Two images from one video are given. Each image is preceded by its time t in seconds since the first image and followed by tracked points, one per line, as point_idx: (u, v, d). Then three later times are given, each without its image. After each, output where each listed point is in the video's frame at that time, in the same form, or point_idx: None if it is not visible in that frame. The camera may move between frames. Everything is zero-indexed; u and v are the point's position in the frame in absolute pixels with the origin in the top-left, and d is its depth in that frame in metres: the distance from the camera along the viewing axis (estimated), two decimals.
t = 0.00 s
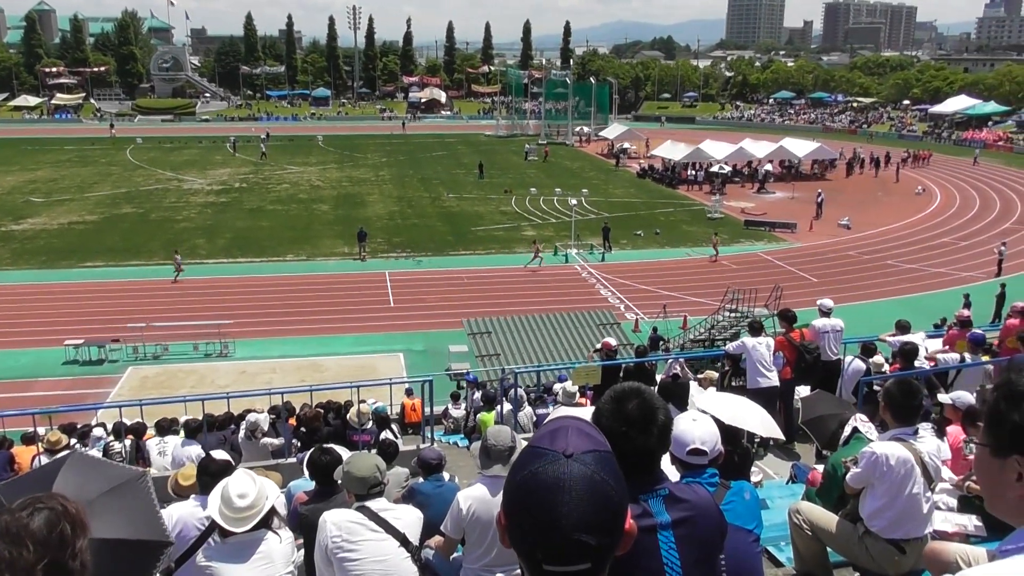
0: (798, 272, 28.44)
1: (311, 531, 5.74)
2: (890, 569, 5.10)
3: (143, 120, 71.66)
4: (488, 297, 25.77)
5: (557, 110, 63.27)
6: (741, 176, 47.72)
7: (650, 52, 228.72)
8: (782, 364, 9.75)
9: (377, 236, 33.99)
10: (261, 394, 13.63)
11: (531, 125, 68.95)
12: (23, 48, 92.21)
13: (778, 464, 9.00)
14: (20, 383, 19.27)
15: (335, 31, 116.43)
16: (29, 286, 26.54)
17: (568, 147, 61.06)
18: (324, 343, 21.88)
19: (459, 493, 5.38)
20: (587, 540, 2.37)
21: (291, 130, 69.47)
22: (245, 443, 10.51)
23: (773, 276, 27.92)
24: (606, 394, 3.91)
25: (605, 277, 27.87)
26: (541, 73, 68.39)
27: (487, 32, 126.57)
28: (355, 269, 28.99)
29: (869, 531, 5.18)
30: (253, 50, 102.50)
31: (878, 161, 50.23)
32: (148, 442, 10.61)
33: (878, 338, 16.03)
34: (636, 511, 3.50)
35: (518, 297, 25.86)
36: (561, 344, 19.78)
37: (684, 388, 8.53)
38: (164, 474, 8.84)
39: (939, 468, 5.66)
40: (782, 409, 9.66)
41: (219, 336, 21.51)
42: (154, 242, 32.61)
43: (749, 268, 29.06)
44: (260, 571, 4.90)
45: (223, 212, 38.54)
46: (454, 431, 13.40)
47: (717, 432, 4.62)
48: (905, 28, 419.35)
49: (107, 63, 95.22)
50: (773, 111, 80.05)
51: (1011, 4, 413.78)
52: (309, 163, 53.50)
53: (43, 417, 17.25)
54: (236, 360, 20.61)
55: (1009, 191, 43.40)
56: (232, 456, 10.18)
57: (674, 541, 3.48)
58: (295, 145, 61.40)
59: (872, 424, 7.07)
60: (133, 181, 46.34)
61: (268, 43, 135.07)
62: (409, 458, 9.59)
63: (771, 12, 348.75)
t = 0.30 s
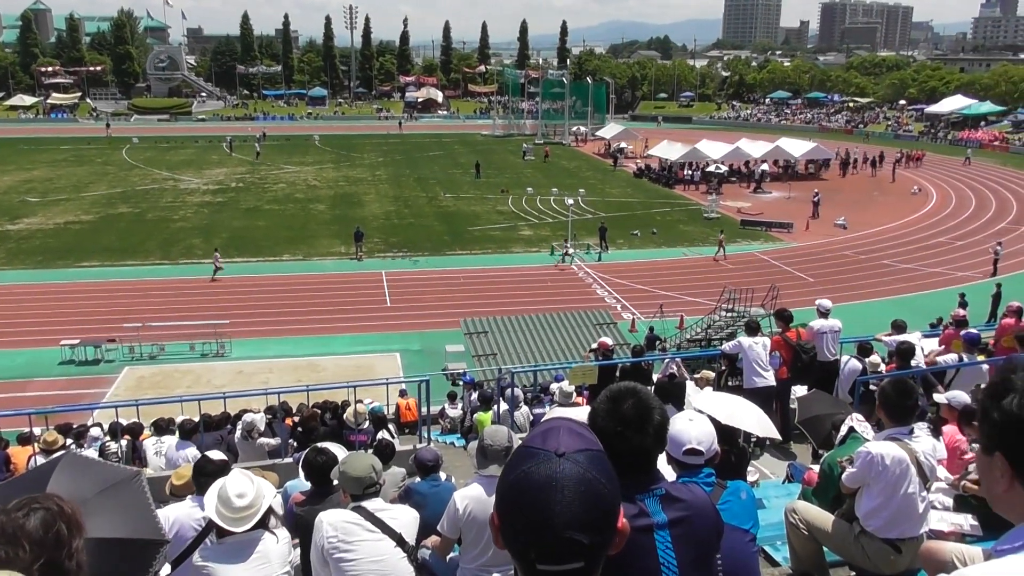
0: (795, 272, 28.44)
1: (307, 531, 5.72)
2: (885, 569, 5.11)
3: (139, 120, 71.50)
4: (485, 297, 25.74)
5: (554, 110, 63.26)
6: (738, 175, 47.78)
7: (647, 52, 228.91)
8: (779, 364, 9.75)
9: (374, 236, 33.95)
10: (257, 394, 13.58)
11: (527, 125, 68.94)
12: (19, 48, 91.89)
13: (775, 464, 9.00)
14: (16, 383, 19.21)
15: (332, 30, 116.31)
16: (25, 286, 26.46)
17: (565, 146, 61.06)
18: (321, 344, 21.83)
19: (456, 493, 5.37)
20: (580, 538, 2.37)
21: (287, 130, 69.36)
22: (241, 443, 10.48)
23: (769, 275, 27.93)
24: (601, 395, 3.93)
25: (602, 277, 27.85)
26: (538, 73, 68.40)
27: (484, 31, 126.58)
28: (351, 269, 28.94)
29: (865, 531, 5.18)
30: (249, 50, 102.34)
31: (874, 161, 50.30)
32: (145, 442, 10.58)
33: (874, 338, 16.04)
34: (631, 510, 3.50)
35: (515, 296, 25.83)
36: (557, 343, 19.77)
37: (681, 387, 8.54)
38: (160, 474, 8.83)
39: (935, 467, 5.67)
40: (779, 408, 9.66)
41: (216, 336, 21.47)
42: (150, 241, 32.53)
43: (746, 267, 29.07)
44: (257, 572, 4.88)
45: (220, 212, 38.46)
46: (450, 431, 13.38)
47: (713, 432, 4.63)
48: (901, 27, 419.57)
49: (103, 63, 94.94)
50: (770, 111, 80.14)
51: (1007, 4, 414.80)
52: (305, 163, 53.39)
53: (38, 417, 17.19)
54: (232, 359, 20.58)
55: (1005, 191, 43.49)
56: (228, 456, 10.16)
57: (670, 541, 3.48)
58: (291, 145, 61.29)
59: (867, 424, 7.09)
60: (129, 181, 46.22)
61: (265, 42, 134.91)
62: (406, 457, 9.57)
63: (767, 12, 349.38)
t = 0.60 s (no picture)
0: (793, 272, 28.46)
1: (304, 531, 5.71)
2: (884, 568, 5.11)
3: (137, 119, 71.43)
4: (483, 296, 25.74)
5: (553, 110, 63.31)
6: (736, 175, 47.83)
7: (645, 52, 229.05)
8: (776, 363, 9.76)
9: (372, 235, 33.93)
10: (255, 394, 13.54)
11: (526, 124, 68.92)
12: (17, 48, 91.80)
13: (773, 463, 9.01)
14: (14, 382, 19.19)
15: (330, 31, 116.26)
16: (22, 285, 26.40)
17: (563, 146, 61.10)
18: (319, 343, 21.82)
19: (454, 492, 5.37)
20: (576, 535, 2.36)
21: (285, 129, 69.38)
22: (240, 443, 10.44)
23: (768, 275, 27.95)
24: (600, 395, 3.94)
25: (600, 276, 27.88)
26: (537, 73, 68.45)
27: (482, 31, 126.58)
28: (349, 269, 28.93)
29: (863, 530, 5.18)
30: (247, 49, 102.23)
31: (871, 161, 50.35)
32: (142, 441, 10.51)
33: (873, 338, 16.04)
34: (629, 509, 3.49)
35: (512, 296, 25.83)
36: (555, 343, 19.78)
37: (678, 387, 8.54)
38: (157, 474, 8.83)
39: (932, 466, 5.69)
40: (777, 407, 9.65)
41: (214, 336, 21.44)
42: (148, 241, 32.48)
43: (744, 267, 29.10)
44: (255, 571, 4.87)
45: (218, 211, 38.41)
46: (449, 431, 13.36)
47: (711, 433, 4.62)
48: (899, 28, 419.60)
49: (101, 63, 94.80)
50: (768, 111, 80.25)
51: (1005, 4, 415.22)
52: (303, 163, 53.36)
53: (36, 417, 17.17)
54: (231, 359, 20.55)
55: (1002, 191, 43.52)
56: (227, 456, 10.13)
57: (668, 540, 3.47)
58: (289, 145, 61.30)
59: (865, 424, 7.08)
60: (127, 180, 46.19)
61: (263, 42, 134.78)
62: (404, 457, 9.58)
63: (765, 11, 349.80)
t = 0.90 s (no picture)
0: (788, 272, 28.52)
1: (299, 532, 5.70)
2: (878, 568, 5.13)
3: (131, 120, 71.27)
4: (479, 297, 25.73)
5: (548, 110, 63.36)
6: (730, 175, 47.91)
7: (641, 52, 229.36)
8: (771, 363, 9.77)
9: (368, 236, 33.91)
10: (250, 395, 13.49)
11: (521, 125, 68.96)
12: (10, 48, 91.52)
13: (768, 463, 9.03)
14: (9, 384, 19.13)
15: (325, 31, 116.17)
16: (16, 286, 26.31)
17: (558, 147, 61.15)
18: (314, 344, 21.80)
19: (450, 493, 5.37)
20: (572, 532, 2.36)
21: (281, 130, 69.35)
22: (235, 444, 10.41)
23: (763, 276, 28.00)
24: (594, 395, 3.94)
25: (596, 277, 27.89)
26: (531, 74, 68.45)
27: (477, 31, 126.63)
28: (344, 269, 28.93)
29: (858, 530, 5.19)
30: (242, 49, 102.10)
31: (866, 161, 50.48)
32: (136, 443, 10.46)
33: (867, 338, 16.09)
34: (624, 509, 3.49)
35: (508, 297, 25.82)
36: (550, 343, 19.80)
37: (674, 387, 8.55)
38: (151, 476, 8.81)
39: (927, 465, 5.71)
40: (772, 407, 9.66)
41: (209, 337, 21.40)
42: (143, 242, 32.41)
43: (739, 267, 29.15)
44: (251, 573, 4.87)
45: (212, 212, 38.33)
46: (444, 431, 13.34)
47: (707, 432, 4.62)
48: (893, 28, 420.40)
49: (95, 64, 94.58)
50: (762, 112, 80.42)
51: (998, 5, 416.54)
52: (298, 163, 53.30)
53: (30, 418, 17.12)
54: (226, 360, 20.51)
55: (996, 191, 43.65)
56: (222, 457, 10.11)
57: (663, 540, 3.47)
58: (284, 145, 61.23)
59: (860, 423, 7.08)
60: (121, 180, 46.10)
61: (258, 42, 134.67)
62: (399, 458, 9.55)
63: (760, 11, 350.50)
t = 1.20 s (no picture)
0: (783, 270, 28.55)
1: (293, 533, 5.68)
2: (872, 565, 5.14)
3: (124, 119, 71.01)
4: (473, 296, 25.70)
5: (542, 109, 63.36)
6: (725, 174, 47.99)
7: (634, 52, 229.69)
8: (764, 360, 9.80)
9: (362, 235, 33.86)
10: (244, 395, 13.44)
11: (515, 124, 68.96)
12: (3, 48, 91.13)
13: (762, 460, 9.05)
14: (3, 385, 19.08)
15: (319, 31, 116.00)
16: (9, 287, 26.22)
17: (553, 145, 61.14)
18: (309, 344, 21.75)
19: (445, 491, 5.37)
20: (563, 528, 2.37)
21: (275, 129, 69.24)
22: (229, 444, 10.36)
23: (757, 274, 28.03)
24: (588, 393, 3.95)
25: (590, 276, 27.90)
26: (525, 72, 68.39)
27: (471, 30, 126.62)
28: (338, 269, 28.92)
29: (852, 526, 5.21)
30: (235, 49, 101.80)
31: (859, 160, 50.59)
32: (130, 444, 10.40)
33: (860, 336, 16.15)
34: (616, 507, 3.51)
35: (503, 296, 25.81)
36: (545, 341, 19.80)
37: (666, 385, 8.58)
38: (144, 477, 8.79)
39: (919, 462, 5.76)
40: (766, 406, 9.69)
41: (203, 337, 21.34)
42: (137, 242, 32.31)
43: (733, 265, 29.21)
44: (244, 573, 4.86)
45: (206, 212, 38.25)
46: (439, 431, 13.31)
47: (700, 431, 4.64)
48: (886, 27, 421.88)
49: (88, 64, 94.20)
50: (756, 110, 80.55)
51: (990, 5, 417.60)
52: (292, 163, 53.21)
53: (23, 420, 17.06)
54: (220, 361, 20.46)
55: (989, 189, 43.78)
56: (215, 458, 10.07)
57: (657, 537, 3.48)
58: (278, 145, 61.09)
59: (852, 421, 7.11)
60: (114, 180, 45.95)
61: (252, 41, 134.31)
62: (393, 456, 9.54)
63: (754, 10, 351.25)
